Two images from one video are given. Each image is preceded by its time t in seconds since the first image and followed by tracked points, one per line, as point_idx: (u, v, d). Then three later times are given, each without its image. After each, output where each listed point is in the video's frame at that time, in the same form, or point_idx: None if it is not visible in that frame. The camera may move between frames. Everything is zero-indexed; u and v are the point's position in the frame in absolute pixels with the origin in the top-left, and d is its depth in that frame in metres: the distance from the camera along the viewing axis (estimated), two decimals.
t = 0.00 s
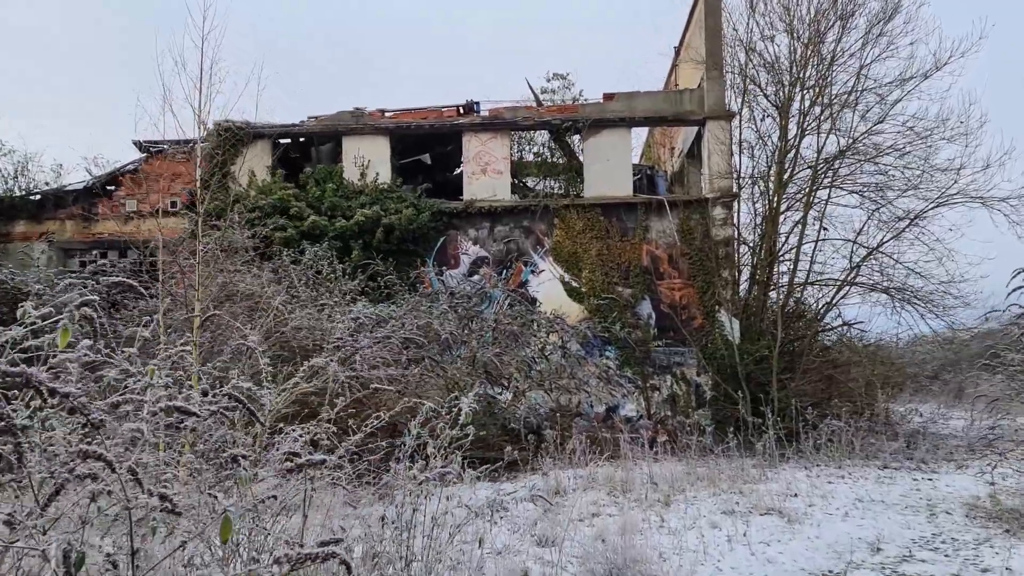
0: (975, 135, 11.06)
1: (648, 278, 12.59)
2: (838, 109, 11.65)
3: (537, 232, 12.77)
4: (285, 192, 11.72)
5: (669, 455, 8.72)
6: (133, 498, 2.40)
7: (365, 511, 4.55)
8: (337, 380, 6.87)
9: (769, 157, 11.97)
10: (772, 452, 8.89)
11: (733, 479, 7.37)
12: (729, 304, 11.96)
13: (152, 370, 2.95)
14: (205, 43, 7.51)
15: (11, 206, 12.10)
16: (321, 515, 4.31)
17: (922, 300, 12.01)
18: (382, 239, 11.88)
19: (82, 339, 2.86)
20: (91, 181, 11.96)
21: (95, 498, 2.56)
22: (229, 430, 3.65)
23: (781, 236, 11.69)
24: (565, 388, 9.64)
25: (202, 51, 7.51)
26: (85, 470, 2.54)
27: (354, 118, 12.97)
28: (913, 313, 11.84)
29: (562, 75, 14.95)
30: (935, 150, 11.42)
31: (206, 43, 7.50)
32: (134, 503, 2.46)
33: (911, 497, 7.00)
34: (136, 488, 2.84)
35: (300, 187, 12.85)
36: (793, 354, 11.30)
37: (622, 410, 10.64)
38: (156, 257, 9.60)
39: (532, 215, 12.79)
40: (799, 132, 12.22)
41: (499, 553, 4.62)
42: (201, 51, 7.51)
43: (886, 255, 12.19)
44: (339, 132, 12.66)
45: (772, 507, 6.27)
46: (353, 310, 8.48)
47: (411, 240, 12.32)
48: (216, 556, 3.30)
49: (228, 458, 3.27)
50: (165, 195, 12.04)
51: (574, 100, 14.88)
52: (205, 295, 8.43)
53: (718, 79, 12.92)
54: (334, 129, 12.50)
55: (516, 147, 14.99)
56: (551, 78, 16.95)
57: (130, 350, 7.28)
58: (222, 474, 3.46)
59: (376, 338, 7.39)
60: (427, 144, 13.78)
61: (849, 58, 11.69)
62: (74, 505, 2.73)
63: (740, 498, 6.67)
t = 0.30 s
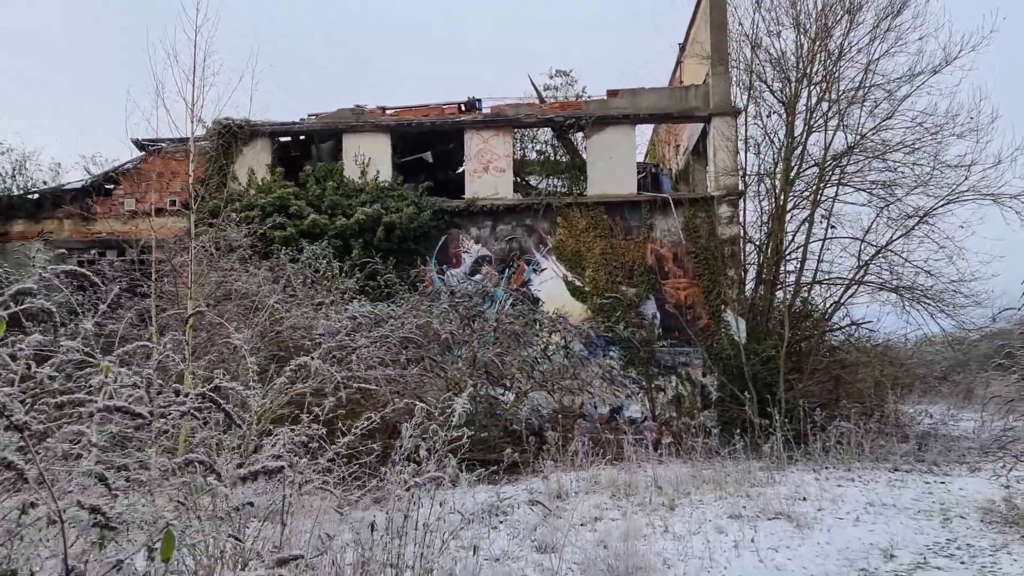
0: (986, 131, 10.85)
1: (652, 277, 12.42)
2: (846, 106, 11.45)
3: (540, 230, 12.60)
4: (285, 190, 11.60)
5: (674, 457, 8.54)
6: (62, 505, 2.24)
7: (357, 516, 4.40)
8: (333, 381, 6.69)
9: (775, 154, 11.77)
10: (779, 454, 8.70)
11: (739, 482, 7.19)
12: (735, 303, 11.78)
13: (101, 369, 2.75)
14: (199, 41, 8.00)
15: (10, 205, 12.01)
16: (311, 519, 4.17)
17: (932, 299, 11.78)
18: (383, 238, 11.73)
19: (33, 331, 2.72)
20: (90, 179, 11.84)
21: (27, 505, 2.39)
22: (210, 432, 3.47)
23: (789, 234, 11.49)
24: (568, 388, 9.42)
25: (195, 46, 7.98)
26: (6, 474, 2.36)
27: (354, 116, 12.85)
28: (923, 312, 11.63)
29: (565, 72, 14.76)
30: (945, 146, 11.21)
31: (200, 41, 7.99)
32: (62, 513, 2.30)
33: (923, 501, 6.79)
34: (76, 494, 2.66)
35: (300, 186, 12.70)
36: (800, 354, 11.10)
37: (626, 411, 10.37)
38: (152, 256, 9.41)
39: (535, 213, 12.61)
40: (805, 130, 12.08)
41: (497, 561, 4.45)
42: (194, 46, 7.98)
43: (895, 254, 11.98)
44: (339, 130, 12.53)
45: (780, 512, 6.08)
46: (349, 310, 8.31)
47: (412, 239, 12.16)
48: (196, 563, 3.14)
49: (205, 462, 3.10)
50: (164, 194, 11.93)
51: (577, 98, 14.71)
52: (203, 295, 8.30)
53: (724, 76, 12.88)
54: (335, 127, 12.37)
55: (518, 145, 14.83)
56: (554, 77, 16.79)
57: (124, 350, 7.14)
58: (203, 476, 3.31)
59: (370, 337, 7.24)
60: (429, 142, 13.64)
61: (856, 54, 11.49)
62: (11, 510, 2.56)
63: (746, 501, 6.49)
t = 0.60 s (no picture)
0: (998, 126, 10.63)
1: (656, 277, 12.18)
2: (854, 102, 11.24)
3: (543, 229, 12.42)
4: (284, 188, 11.44)
5: (679, 460, 8.36)
6: None
7: (349, 522, 4.24)
8: (330, 383, 6.52)
9: (782, 150, 11.56)
10: (787, 456, 8.51)
11: (746, 485, 7.00)
12: (741, 303, 11.59)
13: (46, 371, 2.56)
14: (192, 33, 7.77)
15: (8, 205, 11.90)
16: (299, 527, 4.00)
17: (942, 298, 11.56)
18: (384, 237, 11.57)
19: None
20: (89, 178, 11.71)
21: None
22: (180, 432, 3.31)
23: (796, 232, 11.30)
24: (571, 389, 9.26)
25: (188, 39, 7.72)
26: None
27: (355, 114, 12.71)
28: (933, 311, 11.40)
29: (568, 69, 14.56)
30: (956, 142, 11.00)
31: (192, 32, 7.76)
32: None
33: (936, 506, 6.60)
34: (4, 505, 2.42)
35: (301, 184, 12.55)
36: (807, 354, 10.90)
37: (631, 412, 10.41)
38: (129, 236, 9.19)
39: (538, 211, 12.44)
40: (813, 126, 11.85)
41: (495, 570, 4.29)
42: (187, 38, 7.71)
43: (905, 252, 11.76)
44: (339, 128, 12.38)
45: (789, 517, 5.89)
46: (345, 309, 8.15)
47: (413, 238, 12.00)
48: None
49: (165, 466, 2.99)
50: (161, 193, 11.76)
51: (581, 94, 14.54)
52: (200, 295, 8.17)
53: (729, 71, 12.54)
54: (335, 124, 12.23)
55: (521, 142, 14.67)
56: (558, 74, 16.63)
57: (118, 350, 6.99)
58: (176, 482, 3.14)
59: (367, 337, 7.07)
60: (430, 139, 13.48)
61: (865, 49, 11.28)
62: None
63: (754, 505, 6.30)
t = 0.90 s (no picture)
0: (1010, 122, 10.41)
1: (661, 275, 12.05)
2: (862, 97, 11.03)
3: (546, 227, 12.25)
4: (283, 187, 11.30)
5: (685, 463, 8.16)
6: None
7: (340, 528, 4.08)
8: (325, 383, 6.34)
9: (789, 147, 11.36)
10: (796, 459, 8.30)
11: (753, 489, 6.81)
12: (747, 302, 11.39)
13: None
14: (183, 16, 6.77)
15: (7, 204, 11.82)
16: (286, 532, 3.83)
17: (953, 297, 11.33)
18: (384, 235, 11.42)
19: None
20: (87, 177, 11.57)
21: None
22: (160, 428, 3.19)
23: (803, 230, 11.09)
24: (574, 390, 9.06)
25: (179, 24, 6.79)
26: None
27: (355, 111, 12.58)
28: (944, 310, 11.17)
29: (572, 66, 14.40)
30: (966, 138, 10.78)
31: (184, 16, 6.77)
32: None
33: (951, 510, 6.39)
34: None
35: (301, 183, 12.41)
36: (815, 355, 10.69)
37: (635, 414, 10.10)
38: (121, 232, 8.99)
39: (540, 210, 12.27)
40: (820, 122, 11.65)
41: None
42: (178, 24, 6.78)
43: (914, 250, 11.54)
44: (340, 126, 12.25)
45: (798, 522, 5.69)
46: (341, 308, 7.98)
47: (414, 237, 11.85)
48: None
49: (130, 469, 2.88)
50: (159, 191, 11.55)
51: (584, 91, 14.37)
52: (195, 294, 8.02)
53: (734, 67, 12.48)
54: (335, 122, 12.09)
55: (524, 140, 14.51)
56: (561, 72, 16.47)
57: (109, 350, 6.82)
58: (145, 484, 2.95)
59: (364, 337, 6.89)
60: (432, 137, 13.33)
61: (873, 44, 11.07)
62: None
63: (762, 510, 6.10)
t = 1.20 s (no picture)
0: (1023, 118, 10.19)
1: (667, 274, 11.86)
2: (872, 93, 10.81)
3: (549, 226, 12.08)
4: (283, 185, 11.15)
5: (691, 466, 7.97)
6: None
7: (331, 535, 3.92)
8: (321, 384, 6.17)
9: (796, 144, 11.16)
10: (805, 462, 8.11)
11: (761, 493, 6.62)
12: (754, 302, 11.20)
13: None
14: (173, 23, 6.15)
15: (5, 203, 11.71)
16: (272, 542, 3.66)
17: (965, 296, 11.10)
18: (385, 234, 11.27)
19: None
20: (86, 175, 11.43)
21: None
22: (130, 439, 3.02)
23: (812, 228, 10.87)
24: (578, 391, 8.89)
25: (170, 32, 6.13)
26: None
27: (356, 109, 12.44)
28: (956, 309, 10.96)
29: (575, 62, 14.23)
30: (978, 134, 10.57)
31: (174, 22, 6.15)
32: None
33: (967, 516, 6.18)
34: None
35: (301, 181, 12.27)
36: (823, 355, 10.49)
37: (640, 416, 9.88)
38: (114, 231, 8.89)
39: (543, 208, 12.10)
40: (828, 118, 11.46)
41: None
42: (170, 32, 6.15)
43: (925, 248, 11.32)
44: (340, 123, 12.10)
45: (808, 528, 5.50)
46: (339, 307, 7.83)
47: (416, 236, 11.69)
48: None
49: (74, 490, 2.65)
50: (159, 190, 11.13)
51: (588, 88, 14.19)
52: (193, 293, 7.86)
53: (741, 62, 12.30)
54: (336, 119, 11.95)
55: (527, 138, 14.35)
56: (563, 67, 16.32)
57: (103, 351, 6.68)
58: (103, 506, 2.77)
59: (361, 338, 6.73)
60: (434, 135, 13.19)
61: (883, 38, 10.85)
62: None
63: (771, 516, 5.91)
